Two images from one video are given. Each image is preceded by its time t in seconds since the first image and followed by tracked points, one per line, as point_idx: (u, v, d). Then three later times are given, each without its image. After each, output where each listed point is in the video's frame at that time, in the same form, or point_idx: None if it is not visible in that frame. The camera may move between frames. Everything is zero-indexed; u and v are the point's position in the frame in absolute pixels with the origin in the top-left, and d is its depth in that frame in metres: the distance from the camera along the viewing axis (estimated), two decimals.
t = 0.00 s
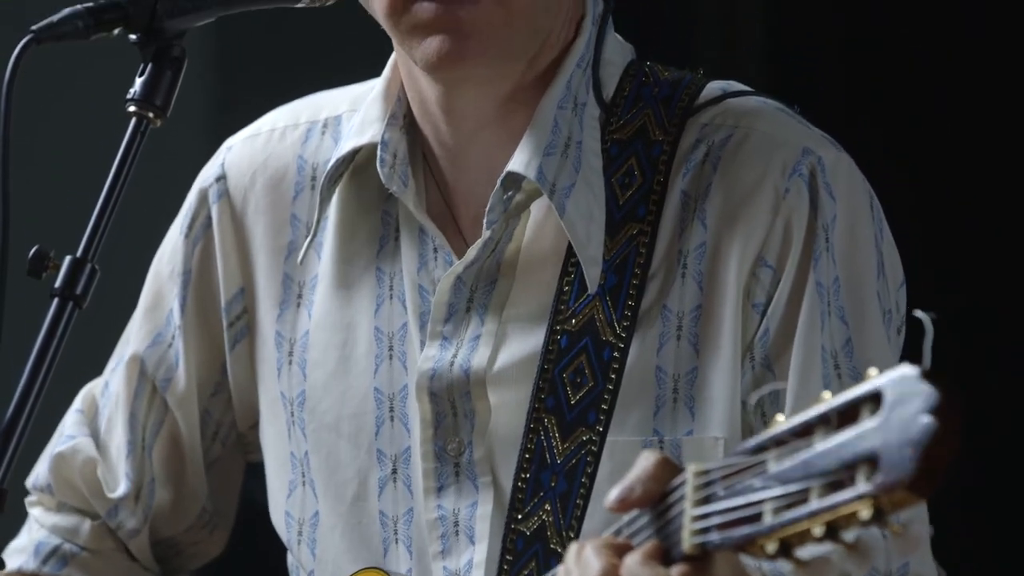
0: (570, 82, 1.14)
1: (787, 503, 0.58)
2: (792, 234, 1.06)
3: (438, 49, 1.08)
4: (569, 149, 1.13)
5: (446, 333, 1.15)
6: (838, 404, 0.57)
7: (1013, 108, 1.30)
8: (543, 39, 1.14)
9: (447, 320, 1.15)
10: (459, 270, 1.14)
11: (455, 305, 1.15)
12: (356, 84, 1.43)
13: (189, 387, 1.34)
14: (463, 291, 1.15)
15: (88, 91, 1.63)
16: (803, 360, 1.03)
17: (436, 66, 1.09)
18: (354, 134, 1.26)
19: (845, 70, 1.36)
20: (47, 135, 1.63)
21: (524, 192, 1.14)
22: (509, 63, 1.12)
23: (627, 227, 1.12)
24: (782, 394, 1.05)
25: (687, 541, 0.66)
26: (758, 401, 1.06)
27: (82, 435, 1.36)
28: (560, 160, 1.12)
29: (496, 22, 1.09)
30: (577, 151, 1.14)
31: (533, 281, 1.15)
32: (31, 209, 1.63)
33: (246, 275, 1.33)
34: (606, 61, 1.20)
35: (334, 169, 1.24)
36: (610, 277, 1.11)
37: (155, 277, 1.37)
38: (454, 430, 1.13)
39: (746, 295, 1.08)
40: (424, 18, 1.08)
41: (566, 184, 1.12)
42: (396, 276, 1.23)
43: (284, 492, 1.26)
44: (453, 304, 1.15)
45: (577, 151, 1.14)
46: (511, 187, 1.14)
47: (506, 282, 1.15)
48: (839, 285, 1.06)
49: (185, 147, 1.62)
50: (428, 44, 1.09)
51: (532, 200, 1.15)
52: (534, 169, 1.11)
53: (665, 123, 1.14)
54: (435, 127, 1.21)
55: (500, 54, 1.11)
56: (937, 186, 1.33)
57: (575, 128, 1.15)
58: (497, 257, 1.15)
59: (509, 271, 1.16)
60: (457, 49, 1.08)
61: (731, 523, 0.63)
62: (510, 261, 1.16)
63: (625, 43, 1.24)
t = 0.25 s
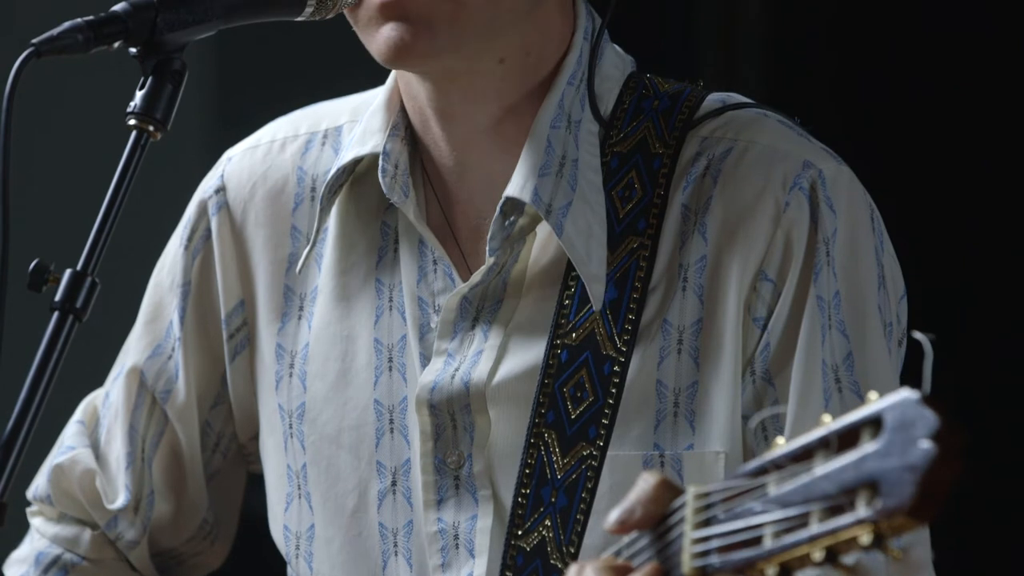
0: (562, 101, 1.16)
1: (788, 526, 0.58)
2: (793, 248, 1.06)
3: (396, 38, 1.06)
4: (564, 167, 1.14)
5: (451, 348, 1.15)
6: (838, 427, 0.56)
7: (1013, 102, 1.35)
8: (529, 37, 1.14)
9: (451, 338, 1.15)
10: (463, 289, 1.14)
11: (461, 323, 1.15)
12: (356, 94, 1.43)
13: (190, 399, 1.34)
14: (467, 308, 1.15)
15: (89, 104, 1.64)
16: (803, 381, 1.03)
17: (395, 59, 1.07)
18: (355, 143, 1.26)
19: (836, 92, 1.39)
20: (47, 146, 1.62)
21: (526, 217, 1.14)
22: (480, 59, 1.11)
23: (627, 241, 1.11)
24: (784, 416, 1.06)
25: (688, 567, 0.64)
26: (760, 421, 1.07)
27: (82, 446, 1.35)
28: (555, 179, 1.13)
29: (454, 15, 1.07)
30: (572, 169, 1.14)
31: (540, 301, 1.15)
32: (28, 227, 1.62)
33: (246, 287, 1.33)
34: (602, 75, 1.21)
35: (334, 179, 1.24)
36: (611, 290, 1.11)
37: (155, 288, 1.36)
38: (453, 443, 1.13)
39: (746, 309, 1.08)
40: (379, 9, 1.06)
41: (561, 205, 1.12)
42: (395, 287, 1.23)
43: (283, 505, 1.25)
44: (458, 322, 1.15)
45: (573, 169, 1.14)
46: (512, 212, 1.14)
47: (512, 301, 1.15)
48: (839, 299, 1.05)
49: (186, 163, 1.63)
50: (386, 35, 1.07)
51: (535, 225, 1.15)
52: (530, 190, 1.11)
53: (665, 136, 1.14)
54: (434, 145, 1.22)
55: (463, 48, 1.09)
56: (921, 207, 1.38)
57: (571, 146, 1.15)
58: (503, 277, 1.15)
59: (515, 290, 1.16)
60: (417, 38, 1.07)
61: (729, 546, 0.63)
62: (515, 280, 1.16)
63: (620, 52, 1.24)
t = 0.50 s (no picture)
0: (559, 119, 1.16)
1: (781, 542, 0.59)
2: (793, 262, 1.07)
3: (361, 42, 1.06)
4: (561, 187, 1.14)
5: (455, 365, 1.15)
6: (827, 442, 0.56)
7: (1012, 106, 1.31)
8: (516, 48, 1.14)
9: (456, 355, 1.15)
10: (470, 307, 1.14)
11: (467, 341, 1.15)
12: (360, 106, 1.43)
13: (191, 411, 1.34)
14: (473, 325, 1.15)
15: (94, 115, 1.64)
16: (802, 399, 1.03)
17: (358, 63, 1.07)
18: (357, 156, 1.26)
19: (836, 96, 1.36)
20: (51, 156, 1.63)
21: (528, 238, 1.15)
22: (456, 65, 1.11)
23: (629, 255, 1.12)
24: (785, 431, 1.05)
25: None
26: (761, 436, 1.06)
27: (84, 456, 1.35)
28: (553, 200, 1.13)
29: (421, 20, 1.07)
30: (569, 187, 1.15)
31: (545, 320, 1.15)
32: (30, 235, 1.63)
33: (248, 299, 1.33)
34: (604, 90, 1.20)
35: (335, 193, 1.25)
36: (613, 306, 1.11)
37: (157, 298, 1.37)
38: (454, 457, 1.13)
39: (747, 324, 1.08)
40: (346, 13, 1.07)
41: (560, 224, 1.12)
42: (398, 300, 1.23)
43: (285, 517, 1.25)
44: (464, 340, 1.15)
45: (570, 188, 1.15)
46: (513, 235, 1.15)
47: (518, 319, 1.15)
48: (840, 314, 1.05)
49: (189, 173, 1.63)
50: (352, 39, 1.07)
51: (538, 245, 1.15)
52: (528, 213, 1.12)
53: (667, 150, 1.14)
54: (435, 162, 1.22)
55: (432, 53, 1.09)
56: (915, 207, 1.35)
57: (568, 165, 1.15)
58: (509, 296, 1.15)
59: (521, 309, 1.16)
60: (380, 43, 1.06)
61: (723, 563, 0.63)
62: (522, 299, 1.16)
63: (623, 65, 1.25)
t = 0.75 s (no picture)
0: (563, 132, 1.16)
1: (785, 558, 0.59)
2: (799, 276, 1.06)
3: (354, 62, 1.06)
4: (567, 201, 1.14)
5: (461, 378, 1.15)
6: (833, 459, 0.56)
7: (1012, 108, 1.32)
8: (517, 61, 1.14)
9: (462, 369, 1.15)
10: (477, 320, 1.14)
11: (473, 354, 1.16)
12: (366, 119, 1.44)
13: (198, 425, 1.35)
14: (479, 339, 1.16)
15: (98, 127, 1.65)
16: (808, 412, 1.03)
17: (355, 81, 1.07)
18: (364, 171, 1.27)
19: (837, 92, 1.37)
20: (56, 168, 1.64)
21: (534, 252, 1.15)
22: (457, 83, 1.11)
23: (634, 269, 1.12)
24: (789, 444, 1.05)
25: None
26: (765, 449, 1.06)
27: (91, 469, 1.35)
28: (558, 214, 1.14)
29: (417, 42, 1.08)
30: (575, 202, 1.15)
31: (550, 334, 1.15)
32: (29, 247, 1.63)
33: (255, 312, 1.33)
34: (610, 103, 1.21)
35: (343, 208, 1.25)
36: (618, 319, 1.11)
37: (164, 312, 1.37)
38: (459, 470, 1.13)
39: (752, 337, 1.08)
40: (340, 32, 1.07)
41: (564, 238, 1.12)
42: (405, 314, 1.23)
43: (290, 530, 1.25)
44: (470, 353, 1.15)
45: (576, 203, 1.15)
46: (520, 249, 1.15)
47: (525, 332, 1.15)
48: (846, 327, 1.05)
49: (192, 188, 1.64)
50: (346, 59, 1.07)
51: (544, 259, 1.15)
52: (532, 227, 1.12)
53: (673, 164, 1.14)
54: (441, 175, 1.22)
55: (428, 74, 1.09)
56: (914, 213, 1.35)
57: (573, 178, 1.15)
58: (515, 309, 1.15)
59: (527, 322, 1.16)
60: (374, 63, 1.06)
61: None
62: (528, 313, 1.16)
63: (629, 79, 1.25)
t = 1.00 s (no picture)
0: (565, 146, 1.16)
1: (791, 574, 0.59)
2: (803, 290, 1.07)
3: (345, 69, 1.06)
4: (569, 215, 1.15)
5: (466, 391, 1.15)
6: (842, 475, 0.56)
7: (1012, 108, 1.30)
8: (514, 74, 1.15)
9: (467, 382, 1.15)
10: (481, 334, 1.15)
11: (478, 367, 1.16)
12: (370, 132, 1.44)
13: (203, 437, 1.34)
14: (484, 352, 1.16)
15: (100, 139, 1.66)
16: (812, 425, 1.03)
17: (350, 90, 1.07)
18: (368, 185, 1.27)
19: (836, 92, 1.37)
20: (59, 181, 1.64)
21: (539, 268, 1.15)
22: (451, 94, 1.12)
23: (638, 282, 1.12)
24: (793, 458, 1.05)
25: None
26: (770, 464, 1.06)
27: (97, 482, 1.35)
28: (560, 228, 1.14)
29: (410, 53, 1.08)
30: (577, 216, 1.15)
31: (554, 347, 1.15)
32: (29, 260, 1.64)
33: (259, 324, 1.33)
34: (613, 117, 1.21)
35: (346, 222, 1.25)
36: (622, 332, 1.11)
37: (169, 324, 1.37)
38: (463, 484, 1.13)
39: (756, 351, 1.08)
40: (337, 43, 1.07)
41: (567, 254, 1.12)
42: (409, 327, 1.23)
43: (295, 543, 1.25)
44: (475, 367, 1.15)
45: (578, 216, 1.15)
46: (524, 265, 1.15)
47: (529, 345, 1.15)
48: (850, 341, 1.06)
49: (193, 202, 1.64)
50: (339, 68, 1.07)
51: (549, 276, 1.16)
52: (534, 243, 1.12)
53: (677, 177, 1.14)
54: (444, 189, 1.22)
55: (419, 85, 1.09)
56: (914, 218, 1.34)
57: (575, 193, 1.16)
58: (519, 322, 1.15)
59: (531, 335, 1.16)
60: (366, 70, 1.06)
61: None
62: (533, 326, 1.16)
63: (632, 91, 1.25)
